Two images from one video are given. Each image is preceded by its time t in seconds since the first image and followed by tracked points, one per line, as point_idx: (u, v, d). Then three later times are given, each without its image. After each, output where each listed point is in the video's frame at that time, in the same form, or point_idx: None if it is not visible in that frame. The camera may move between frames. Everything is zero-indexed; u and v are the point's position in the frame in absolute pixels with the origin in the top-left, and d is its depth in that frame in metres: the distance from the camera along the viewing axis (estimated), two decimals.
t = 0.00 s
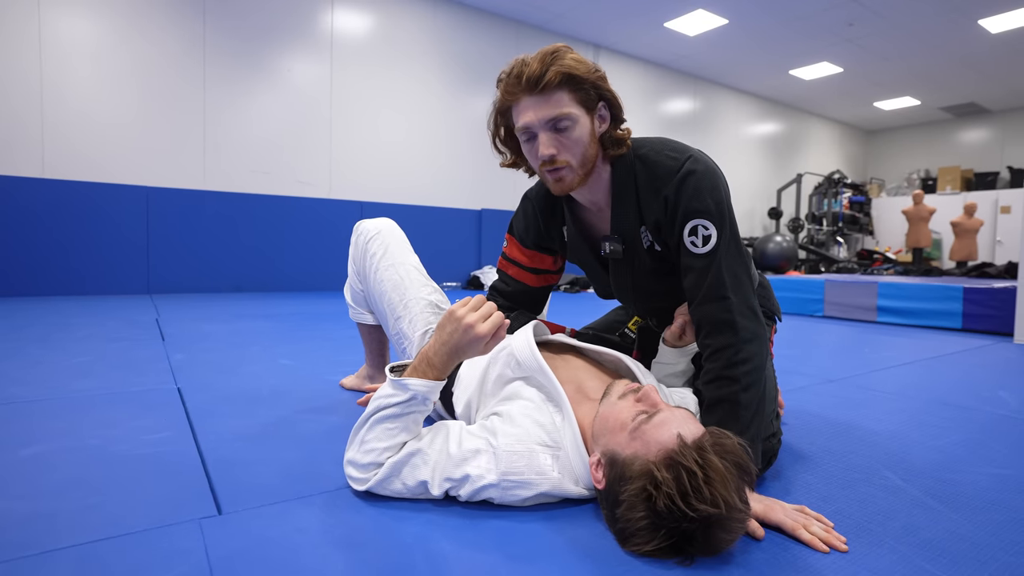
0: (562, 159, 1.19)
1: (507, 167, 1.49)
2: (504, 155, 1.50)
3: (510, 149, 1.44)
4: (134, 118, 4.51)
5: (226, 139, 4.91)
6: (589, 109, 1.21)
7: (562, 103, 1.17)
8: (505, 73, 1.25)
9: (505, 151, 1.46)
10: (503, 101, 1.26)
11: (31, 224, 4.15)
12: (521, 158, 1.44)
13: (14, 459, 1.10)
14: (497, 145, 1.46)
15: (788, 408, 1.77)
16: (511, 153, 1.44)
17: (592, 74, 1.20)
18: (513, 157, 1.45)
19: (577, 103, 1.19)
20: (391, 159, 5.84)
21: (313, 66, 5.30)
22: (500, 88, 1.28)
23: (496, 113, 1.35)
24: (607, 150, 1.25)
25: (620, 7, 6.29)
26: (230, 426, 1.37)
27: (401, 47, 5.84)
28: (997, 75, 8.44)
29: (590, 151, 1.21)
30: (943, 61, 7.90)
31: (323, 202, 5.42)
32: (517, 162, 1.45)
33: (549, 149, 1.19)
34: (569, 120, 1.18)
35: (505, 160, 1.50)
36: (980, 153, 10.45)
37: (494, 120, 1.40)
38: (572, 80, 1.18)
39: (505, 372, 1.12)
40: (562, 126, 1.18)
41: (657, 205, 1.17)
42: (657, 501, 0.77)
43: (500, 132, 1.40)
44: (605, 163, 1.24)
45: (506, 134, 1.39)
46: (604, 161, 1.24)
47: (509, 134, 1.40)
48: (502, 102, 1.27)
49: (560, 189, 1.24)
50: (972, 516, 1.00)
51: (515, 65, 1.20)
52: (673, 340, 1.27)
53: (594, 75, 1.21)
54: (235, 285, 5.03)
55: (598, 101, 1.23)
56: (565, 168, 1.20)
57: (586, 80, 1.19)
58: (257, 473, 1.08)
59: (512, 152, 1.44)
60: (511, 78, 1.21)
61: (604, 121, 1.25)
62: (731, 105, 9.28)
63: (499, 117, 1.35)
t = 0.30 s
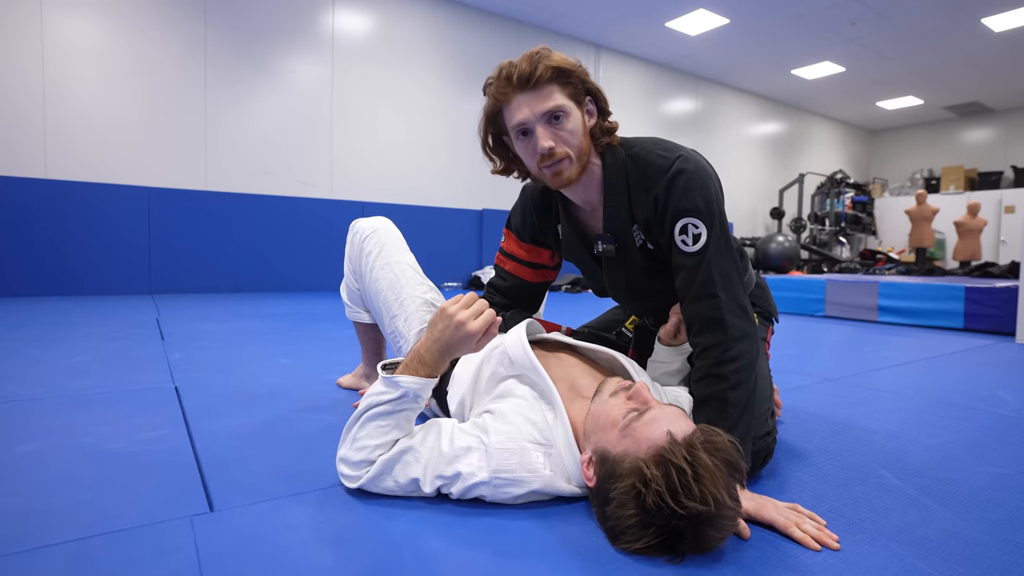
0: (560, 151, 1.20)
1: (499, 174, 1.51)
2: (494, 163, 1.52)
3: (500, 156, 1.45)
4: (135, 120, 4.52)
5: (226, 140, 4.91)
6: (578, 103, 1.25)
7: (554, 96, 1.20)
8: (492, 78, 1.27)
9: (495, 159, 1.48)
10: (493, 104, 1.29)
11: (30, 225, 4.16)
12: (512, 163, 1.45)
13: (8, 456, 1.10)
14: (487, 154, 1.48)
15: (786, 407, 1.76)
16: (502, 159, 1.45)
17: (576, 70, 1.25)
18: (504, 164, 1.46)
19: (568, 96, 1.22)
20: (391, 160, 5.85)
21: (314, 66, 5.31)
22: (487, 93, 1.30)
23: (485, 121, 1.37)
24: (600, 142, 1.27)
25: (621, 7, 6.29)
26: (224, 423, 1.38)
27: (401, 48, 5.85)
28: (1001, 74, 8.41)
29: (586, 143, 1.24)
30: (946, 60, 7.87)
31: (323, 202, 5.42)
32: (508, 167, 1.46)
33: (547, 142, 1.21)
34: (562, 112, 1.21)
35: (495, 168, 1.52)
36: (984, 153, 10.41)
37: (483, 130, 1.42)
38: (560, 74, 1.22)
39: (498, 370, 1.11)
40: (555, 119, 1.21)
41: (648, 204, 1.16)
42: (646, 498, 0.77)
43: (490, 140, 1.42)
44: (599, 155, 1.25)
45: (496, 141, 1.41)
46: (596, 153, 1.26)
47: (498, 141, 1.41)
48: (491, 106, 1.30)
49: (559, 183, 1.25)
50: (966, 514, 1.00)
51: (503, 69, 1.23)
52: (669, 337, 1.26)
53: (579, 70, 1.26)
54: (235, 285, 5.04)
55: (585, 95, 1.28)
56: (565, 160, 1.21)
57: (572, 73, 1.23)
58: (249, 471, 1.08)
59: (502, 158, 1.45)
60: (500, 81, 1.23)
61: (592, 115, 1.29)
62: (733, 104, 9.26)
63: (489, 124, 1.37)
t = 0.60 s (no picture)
0: (556, 155, 1.21)
1: (492, 173, 1.51)
2: (487, 162, 1.52)
3: (493, 155, 1.46)
4: (138, 120, 4.54)
5: (227, 139, 4.92)
6: (572, 105, 1.26)
7: (549, 101, 1.21)
8: (485, 80, 1.27)
9: (488, 159, 1.48)
10: (486, 108, 1.29)
11: (31, 225, 4.17)
12: (505, 162, 1.46)
13: (9, 450, 1.12)
14: (480, 154, 1.48)
15: (783, 404, 1.76)
16: (495, 159, 1.46)
17: (570, 71, 1.25)
18: (497, 163, 1.46)
19: (562, 100, 1.23)
20: (392, 160, 5.86)
21: (315, 65, 5.32)
22: (481, 95, 1.30)
23: (478, 122, 1.37)
24: (593, 143, 1.28)
25: (622, 6, 6.29)
26: (223, 419, 1.39)
27: (402, 46, 5.85)
28: (1003, 73, 8.40)
29: (581, 146, 1.25)
30: (948, 59, 7.85)
31: (324, 202, 5.43)
32: (501, 165, 1.47)
33: (543, 147, 1.22)
34: (558, 117, 1.22)
35: (489, 167, 1.52)
36: (985, 152, 10.39)
37: (476, 130, 1.42)
38: (554, 78, 1.22)
39: (493, 366, 1.12)
40: (551, 123, 1.22)
41: (641, 202, 1.17)
42: (639, 492, 0.77)
43: (483, 140, 1.42)
44: (592, 154, 1.26)
45: (490, 142, 1.42)
46: (590, 154, 1.27)
47: (491, 139, 1.41)
48: (485, 108, 1.30)
49: (555, 186, 1.26)
50: (960, 508, 1.01)
51: (497, 73, 1.23)
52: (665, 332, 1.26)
53: (572, 72, 1.26)
54: (236, 284, 5.05)
55: (579, 96, 1.28)
56: (560, 164, 1.22)
57: (566, 76, 1.23)
58: (247, 465, 1.09)
59: (495, 158, 1.46)
60: (494, 85, 1.23)
61: (585, 115, 1.30)
62: (734, 103, 9.25)
63: (482, 125, 1.37)
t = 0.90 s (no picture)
0: (553, 154, 1.22)
1: (488, 172, 1.51)
2: (483, 161, 1.52)
3: (490, 155, 1.46)
4: (138, 120, 4.54)
5: (226, 139, 4.92)
6: (569, 103, 1.26)
7: (545, 99, 1.21)
8: (481, 79, 1.27)
9: (484, 159, 1.48)
10: (483, 107, 1.29)
11: (31, 224, 4.17)
12: (501, 162, 1.46)
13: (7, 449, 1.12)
14: (476, 153, 1.48)
15: (781, 403, 1.76)
16: (492, 158, 1.46)
17: (566, 69, 1.25)
18: (494, 162, 1.46)
19: (559, 99, 1.23)
20: (392, 160, 5.85)
21: (315, 65, 5.32)
22: (477, 94, 1.30)
23: (474, 121, 1.37)
24: (590, 140, 1.28)
25: (622, 6, 6.29)
26: (221, 417, 1.39)
27: (402, 47, 5.86)
28: (1003, 72, 8.40)
29: (578, 145, 1.25)
30: (948, 59, 7.85)
31: (324, 201, 5.43)
32: (498, 165, 1.47)
33: (541, 145, 1.22)
34: (555, 115, 1.22)
35: (485, 166, 1.52)
36: (985, 151, 10.38)
37: (472, 129, 1.42)
38: (550, 76, 1.22)
39: (491, 365, 1.12)
40: (547, 122, 1.22)
41: (640, 201, 1.17)
42: (635, 488, 0.77)
43: (479, 139, 1.42)
44: (589, 152, 1.27)
45: (486, 141, 1.42)
46: (587, 152, 1.27)
47: (487, 140, 1.42)
48: (481, 107, 1.30)
49: (552, 185, 1.26)
50: (957, 506, 1.01)
51: (493, 72, 1.23)
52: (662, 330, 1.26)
53: (568, 69, 1.26)
54: (236, 285, 5.05)
55: (575, 94, 1.28)
56: (557, 163, 1.23)
57: (562, 74, 1.24)
58: (243, 463, 1.09)
59: (492, 157, 1.45)
60: (491, 84, 1.24)
61: (582, 113, 1.30)
62: (734, 103, 9.25)
63: (478, 124, 1.37)
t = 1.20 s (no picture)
0: (552, 156, 1.21)
1: (485, 175, 1.51)
2: (480, 164, 1.51)
3: (486, 157, 1.45)
4: (136, 120, 4.53)
5: (225, 139, 4.91)
6: (565, 103, 1.25)
7: (541, 100, 1.20)
8: (476, 81, 1.26)
9: (481, 161, 1.47)
10: (478, 110, 1.28)
11: (30, 224, 4.17)
12: (498, 164, 1.45)
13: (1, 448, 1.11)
14: (472, 156, 1.48)
15: (781, 403, 1.75)
16: (488, 161, 1.45)
17: (561, 69, 1.24)
18: (491, 165, 1.46)
19: (555, 98, 1.22)
20: (391, 160, 5.85)
21: (314, 65, 5.31)
22: (472, 97, 1.29)
23: (470, 124, 1.36)
24: (587, 139, 1.28)
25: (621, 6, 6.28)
26: (218, 417, 1.38)
27: (401, 47, 5.85)
28: (1003, 72, 8.39)
29: (575, 145, 1.24)
30: (947, 58, 7.85)
31: (325, 201, 5.43)
32: (495, 168, 1.46)
33: (538, 147, 1.21)
34: (551, 115, 1.21)
35: (482, 170, 1.51)
36: (985, 151, 10.37)
37: (468, 133, 1.41)
38: (545, 76, 1.21)
39: (489, 365, 1.11)
40: (544, 123, 1.21)
41: (638, 200, 1.16)
42: (632, 488, 0.77)
43: (475, 142, 1.41)
44: (587, 152, 1.26)
45: (482, 143, 1.41)
46: (585, 152, 1.27)
47: (484, 142, 1.41)
48: (476, 109, 1.29)
49: (551, 186, 1.26)
50: (958, 506, 1.00)
51: (488, 73, 1.22)
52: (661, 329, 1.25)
53: (563, 69, 1.25)
54: (235, 285, 5.04)
55: (571, 94, 1.27)
56: (555, 164, 1.22)
57: (557, 74, 1.23)
58: (239, 463, 1.08)
59: (488, 160, 1.45)
60: (486, 86, 1.23)
61: (578, 113, 1.29)
62: (734, 103, 9.24)
63: (474, 127, 1.36)
